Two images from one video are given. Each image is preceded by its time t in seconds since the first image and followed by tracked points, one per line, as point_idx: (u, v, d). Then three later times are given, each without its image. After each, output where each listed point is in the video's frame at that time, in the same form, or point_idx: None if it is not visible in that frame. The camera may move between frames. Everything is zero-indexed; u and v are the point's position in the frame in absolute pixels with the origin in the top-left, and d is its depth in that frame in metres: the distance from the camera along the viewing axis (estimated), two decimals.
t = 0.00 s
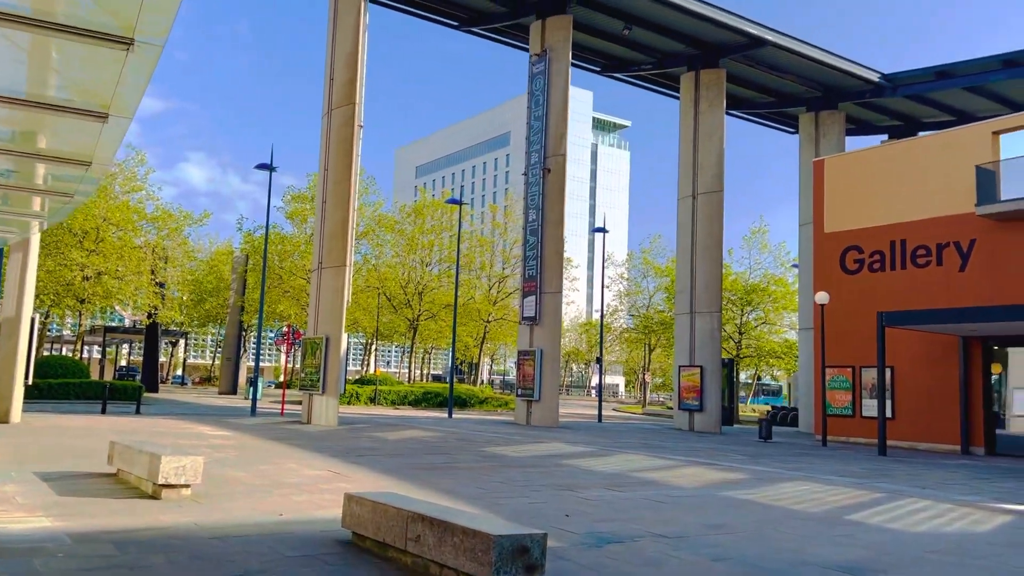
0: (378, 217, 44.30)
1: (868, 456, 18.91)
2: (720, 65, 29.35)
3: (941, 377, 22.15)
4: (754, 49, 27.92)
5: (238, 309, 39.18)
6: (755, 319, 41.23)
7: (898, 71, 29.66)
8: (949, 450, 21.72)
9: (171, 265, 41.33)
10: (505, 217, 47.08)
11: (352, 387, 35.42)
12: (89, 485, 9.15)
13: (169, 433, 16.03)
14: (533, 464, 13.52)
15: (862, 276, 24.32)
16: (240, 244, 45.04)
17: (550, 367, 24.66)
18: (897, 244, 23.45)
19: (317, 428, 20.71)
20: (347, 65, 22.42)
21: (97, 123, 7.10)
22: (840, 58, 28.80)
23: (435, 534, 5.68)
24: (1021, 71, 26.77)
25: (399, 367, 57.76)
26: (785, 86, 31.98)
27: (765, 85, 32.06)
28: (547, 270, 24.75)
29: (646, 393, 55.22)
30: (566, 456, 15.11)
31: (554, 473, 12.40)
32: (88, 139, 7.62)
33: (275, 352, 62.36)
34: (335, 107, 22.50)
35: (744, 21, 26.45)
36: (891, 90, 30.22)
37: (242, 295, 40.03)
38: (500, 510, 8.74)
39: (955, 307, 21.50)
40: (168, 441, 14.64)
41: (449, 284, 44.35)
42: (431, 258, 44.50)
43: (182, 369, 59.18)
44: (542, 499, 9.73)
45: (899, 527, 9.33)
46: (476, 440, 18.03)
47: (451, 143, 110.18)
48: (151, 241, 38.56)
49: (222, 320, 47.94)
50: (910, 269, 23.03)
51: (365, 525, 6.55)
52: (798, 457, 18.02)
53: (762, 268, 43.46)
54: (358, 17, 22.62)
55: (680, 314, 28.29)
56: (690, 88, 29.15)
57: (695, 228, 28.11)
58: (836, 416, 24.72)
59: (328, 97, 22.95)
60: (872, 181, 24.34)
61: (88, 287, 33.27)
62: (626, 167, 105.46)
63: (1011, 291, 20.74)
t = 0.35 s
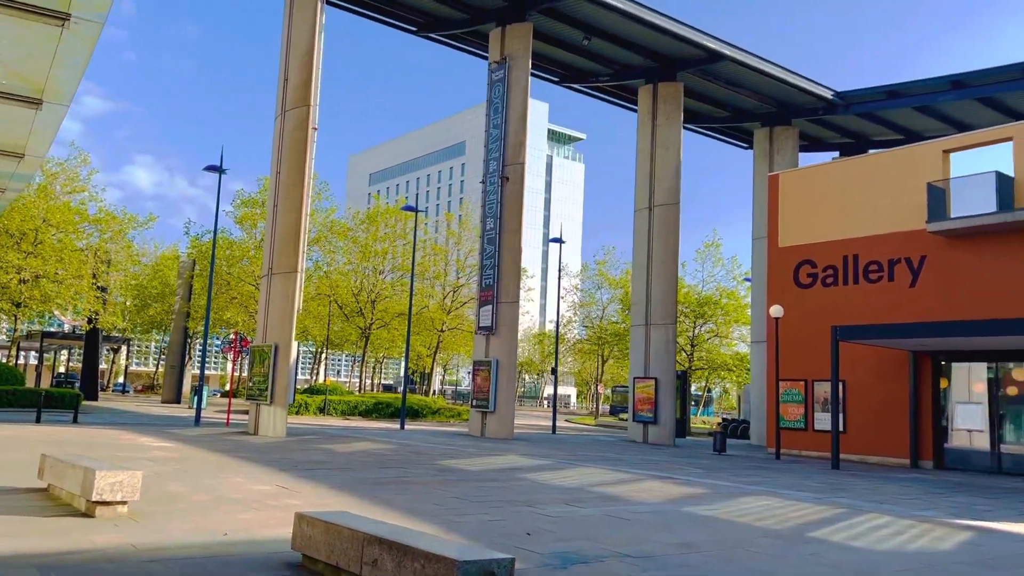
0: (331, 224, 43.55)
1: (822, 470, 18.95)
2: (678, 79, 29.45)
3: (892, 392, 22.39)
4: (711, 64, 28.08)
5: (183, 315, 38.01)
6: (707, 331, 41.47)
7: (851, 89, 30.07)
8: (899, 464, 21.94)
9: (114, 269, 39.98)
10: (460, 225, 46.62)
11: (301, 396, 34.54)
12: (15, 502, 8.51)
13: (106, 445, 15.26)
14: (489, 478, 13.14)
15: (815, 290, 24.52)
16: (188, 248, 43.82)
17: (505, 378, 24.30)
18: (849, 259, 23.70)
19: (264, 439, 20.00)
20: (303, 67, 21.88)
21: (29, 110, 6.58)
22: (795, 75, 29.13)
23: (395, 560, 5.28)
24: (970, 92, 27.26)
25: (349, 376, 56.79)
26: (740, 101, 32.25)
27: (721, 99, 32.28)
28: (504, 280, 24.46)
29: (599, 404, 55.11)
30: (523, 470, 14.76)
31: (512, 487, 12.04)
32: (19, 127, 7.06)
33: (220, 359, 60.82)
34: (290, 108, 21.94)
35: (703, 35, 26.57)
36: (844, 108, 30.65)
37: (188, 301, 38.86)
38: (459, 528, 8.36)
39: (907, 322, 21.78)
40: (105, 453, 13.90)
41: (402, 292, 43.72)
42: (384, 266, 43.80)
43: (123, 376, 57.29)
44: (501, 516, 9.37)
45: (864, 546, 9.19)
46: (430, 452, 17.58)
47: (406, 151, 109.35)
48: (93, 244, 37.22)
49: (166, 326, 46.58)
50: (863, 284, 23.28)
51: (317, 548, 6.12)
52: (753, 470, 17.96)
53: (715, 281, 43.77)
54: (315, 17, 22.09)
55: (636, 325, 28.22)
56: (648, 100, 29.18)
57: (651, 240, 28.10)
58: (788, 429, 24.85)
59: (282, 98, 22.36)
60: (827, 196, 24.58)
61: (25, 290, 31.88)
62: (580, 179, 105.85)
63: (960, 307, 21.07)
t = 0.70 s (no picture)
0: (263, 225, 42.39)
1: (758, 481, 19.05)
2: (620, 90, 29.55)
3: (824, 404, 22.75)
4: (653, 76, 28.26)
5: (104, 317, 36.38)
6: (642, 341, 41.72)
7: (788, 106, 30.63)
8: (830, 475, 22.27)
9: (30, 267, 38.04)
10: (397, 230, 45.94)
11: (227, 403, 33.36)
12: None
13: (16, 453, 14.27)
14: (428, 491, 12.70)
15: (751, 303, 24.78)
16: (111, 247, 42.04)
17: (443, 386, 23.86)
18: (785, 273, 24.02)
19: (188, 448, 19.10)
20: (239, 61, 21.12)
21: None
22: (735, 91, 29.54)
23: None
24: (902, 113, 27.83)
25: (280, 383, 55.34)
26: (680, 115, 32.58)
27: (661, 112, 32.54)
28: (443, 285, 24.08)
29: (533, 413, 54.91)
30: (461, 481, 14.32)
31: (452, 501, 11.63)
32: None
33: (143, 363, 58.61)
34: (223, 104, 21.13)
35: (646, 47, 26.70)
36: (780, 125, 31.17)
37: (109, 302, 37.21)
38: (399, 546, 7.90)
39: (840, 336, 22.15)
40: (14, 462, 12.96)
41: (336, 298, 42.76)
42: (318, 270, 42.80)
43: (37, 380, 54.61)
44: (443, 531, 8.97)
45: (811, 561, 9.09)
46: (365, 463, 17.00)
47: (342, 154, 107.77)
48: (7, 240, 35.34)
49: (86, 329, 44.57)
50: (797, 298, 23.60)
51: (248, 568, 5.64)
52: (692, 482, 17.91)
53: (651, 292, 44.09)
54: (252, 11, 21.35)
55: (574, 334, 28.12)
56: (591, 110, 29.16)
57: (592, 249, 28.07)
58: (722, 440, 25.01)
59: (216, 93, 21.55)
60: (764, 210, 24.89)
61: None
62: (518, 188, 105.93)
63: (891, 322, 21.53)
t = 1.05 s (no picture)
0: (170, 221, 40.66)
1: (673, 490, 19.17)
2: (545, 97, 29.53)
3: (737, 414, 23.14)
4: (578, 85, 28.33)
5: None
6: (559, 349, 41.84)
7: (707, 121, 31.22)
8: (742, 484, 22.64)
9: None
10: (313, 231, 44.81)
11: (127, 405, 31.72)
12: None
13: None
14: (343, 500, 12.18)
15: (668, 313, 25.04)
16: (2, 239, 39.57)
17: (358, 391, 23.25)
18: (702, 284, 24.39)
19: (82, 453, 17.94)
20: (150, 46, 20.10)
21: None
22: (657, 103, 29.91)
23: None
24: (814, 132, 28.78)
25: (183, 385, 53.16)
26: (602, 125, 32.80)
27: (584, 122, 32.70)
28: (361, 287, 23.50)
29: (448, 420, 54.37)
30: (377, 490, 13.83)
31: (368, 511, 11.16)
32: None
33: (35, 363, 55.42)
34: (130, 91, 20.07)
35: (572, 55, 26.75)
36: (700, 139, 31.77)
37: None
38: (311, 562, 7.40)
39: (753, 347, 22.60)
40: None
41: (246, 298, 41.33)
42: (229, 268, 41.32)
43: None
44: (359, 544, 8.53)
45: (733, 572, 9.04)
46: (275, 470, 16.29)
47: (256, 151, 104.90)
48: None
49: None
50: (714, 308, 23.97)
51: None
52: (609, 491, 17.86)
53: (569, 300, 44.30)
54: None
55: (494, 341, 27.91)
56: (516, 115, 28.99)
57: (513, 255, 27.92)
58: (638, 448, 25.16)
59: (124, 79, 20.45)
60: (683, 221, 25.23)
61: None
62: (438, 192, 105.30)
63: (802, 334, 22.08)
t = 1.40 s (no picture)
0: (52, 209, 38.16)
1: (575, 499, 19.09)
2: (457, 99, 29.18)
3: (637, 422, 23.36)
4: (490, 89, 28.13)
5: None
6: (462, 354, 41.46)
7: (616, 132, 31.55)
8: (640, 492, 22.83)
9: None
10: (208, 225, 42.93)
11: None
12: None
13: None
14: (235, 510, 11.47)
15: (574, 321, 25.09)
16: None
17: (252, 394, 22.25)
18: (607, 293, 24.54)
19: None
20: (35, 18, 18.69)
21: None
22: (568, 112, 30.04)
23: None
24: (718, 148, 29.51)
25: (59, 384, 49.91)
26: (513, 131, 32.70)
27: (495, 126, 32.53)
28: (259, 285, 22.54)
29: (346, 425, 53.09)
30: (271, 499, 13.12)
31: (262, 522, 10.53)
32: None
33: None
34: (11, 65, 18.58)
35: (486, 58, 26.54)
36: (608, 150, 32.09)
37: None
38: None
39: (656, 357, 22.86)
40: None
41: (132, 293, 39.11)
42: (115, 261, 39.08)
43: None
44: (252, 558, 7.95)
45: None
46: (159, 477, 15.28)
47: (149, 140, 100.21)
48: None
49: None
50: (618, 317, 24.15)
51: None
52: (512, 500, 17.61)
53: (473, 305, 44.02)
54: None
55: (397, 344, 27.32)
56: (427, 116, 28.51)
57: (419, 257, 27.42)
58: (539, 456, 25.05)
59: (4, 51, 18.93)
60: (591, 230, 25.35)
61: None
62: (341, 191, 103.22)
63: (703, 345, 22.47)
